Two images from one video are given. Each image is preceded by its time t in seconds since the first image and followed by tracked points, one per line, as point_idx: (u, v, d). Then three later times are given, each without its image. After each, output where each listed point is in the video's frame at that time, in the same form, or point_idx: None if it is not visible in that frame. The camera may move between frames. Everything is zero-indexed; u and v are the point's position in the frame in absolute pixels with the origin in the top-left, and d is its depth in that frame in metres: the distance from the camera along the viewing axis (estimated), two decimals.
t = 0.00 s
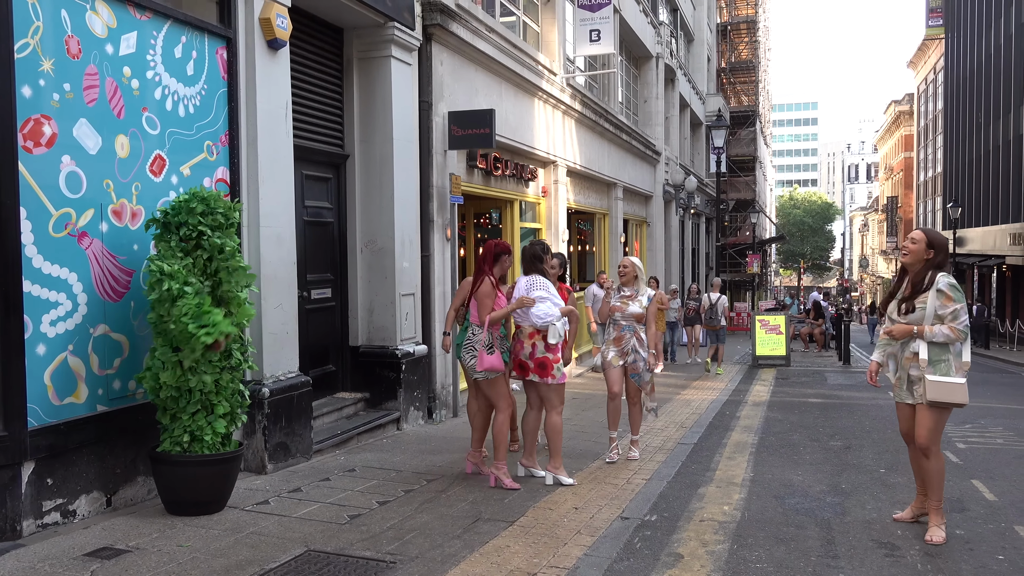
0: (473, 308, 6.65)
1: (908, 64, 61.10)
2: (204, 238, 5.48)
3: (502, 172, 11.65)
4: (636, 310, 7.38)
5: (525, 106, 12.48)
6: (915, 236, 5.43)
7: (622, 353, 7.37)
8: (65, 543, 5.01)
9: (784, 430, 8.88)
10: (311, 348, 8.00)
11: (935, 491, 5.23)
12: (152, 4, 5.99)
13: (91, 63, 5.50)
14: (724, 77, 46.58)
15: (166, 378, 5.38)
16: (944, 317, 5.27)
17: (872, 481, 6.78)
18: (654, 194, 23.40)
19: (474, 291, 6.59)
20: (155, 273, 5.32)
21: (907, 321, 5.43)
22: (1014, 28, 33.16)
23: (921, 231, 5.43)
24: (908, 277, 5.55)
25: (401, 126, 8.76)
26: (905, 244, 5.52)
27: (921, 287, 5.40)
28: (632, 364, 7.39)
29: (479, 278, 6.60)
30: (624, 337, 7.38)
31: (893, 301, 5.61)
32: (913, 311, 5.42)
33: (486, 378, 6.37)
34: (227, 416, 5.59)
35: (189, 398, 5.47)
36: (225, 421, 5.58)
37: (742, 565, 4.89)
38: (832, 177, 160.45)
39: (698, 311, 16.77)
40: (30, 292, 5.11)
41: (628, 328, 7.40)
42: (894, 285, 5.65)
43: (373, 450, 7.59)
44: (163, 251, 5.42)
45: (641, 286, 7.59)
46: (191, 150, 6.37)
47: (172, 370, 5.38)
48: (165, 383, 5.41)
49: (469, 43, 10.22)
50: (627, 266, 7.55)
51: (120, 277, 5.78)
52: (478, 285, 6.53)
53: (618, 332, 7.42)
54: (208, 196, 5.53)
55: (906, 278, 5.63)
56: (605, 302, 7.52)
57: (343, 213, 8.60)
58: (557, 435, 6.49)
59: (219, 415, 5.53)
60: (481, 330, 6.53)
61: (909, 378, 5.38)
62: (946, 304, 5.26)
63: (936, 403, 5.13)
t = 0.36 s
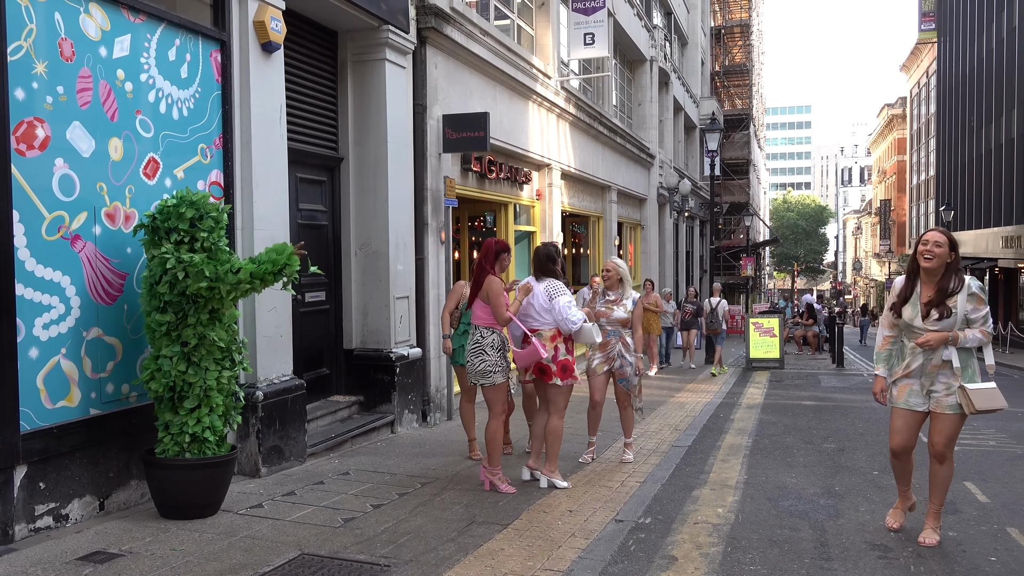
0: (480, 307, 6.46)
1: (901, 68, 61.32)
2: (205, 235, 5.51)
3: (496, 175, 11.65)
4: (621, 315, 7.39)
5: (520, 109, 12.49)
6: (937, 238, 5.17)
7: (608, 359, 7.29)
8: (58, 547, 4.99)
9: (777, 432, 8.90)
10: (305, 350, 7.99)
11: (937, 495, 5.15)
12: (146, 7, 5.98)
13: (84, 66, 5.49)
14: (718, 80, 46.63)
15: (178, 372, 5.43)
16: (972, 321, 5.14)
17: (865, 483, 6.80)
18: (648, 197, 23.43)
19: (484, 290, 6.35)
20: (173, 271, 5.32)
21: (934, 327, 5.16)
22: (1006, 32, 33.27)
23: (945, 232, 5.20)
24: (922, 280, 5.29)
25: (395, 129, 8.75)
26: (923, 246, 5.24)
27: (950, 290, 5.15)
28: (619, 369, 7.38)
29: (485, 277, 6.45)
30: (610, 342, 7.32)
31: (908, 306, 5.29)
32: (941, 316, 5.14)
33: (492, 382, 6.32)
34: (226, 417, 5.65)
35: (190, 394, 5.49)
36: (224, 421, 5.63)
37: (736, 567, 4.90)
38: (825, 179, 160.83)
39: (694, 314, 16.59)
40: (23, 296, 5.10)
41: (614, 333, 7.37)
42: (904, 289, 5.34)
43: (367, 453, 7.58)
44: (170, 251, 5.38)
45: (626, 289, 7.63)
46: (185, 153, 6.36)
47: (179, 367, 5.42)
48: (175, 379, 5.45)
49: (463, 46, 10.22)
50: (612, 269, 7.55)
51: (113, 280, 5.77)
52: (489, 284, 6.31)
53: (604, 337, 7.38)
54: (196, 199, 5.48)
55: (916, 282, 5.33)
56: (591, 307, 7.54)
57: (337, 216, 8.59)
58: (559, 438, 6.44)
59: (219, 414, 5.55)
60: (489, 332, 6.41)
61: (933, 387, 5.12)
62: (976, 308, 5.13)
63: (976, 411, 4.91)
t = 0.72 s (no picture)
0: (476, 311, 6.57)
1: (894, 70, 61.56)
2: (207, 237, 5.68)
3: (490, 177, 11.65)
4: (593, 318, 7.58)
5: (514, 111, 12.49)
6: (957, 242, 4.81)
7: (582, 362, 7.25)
8: (50, 551, 4.97)
9: (771, 434, 8.92)
10: (299, 352, 7.97)
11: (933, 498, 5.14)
12: (139, 9, 5.97)
13: (77, 68, 5.48)
14: (712, 83, 46.69)
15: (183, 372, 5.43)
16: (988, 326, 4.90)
17: (858, 485, 6.82)
18: (642, 199, 23.46)
19: (478, 292, 6.46)
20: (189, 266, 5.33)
21: (959, 337, 4.83)
22: (999, 35, 33.42)
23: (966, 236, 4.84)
24: (938, 287, 4.91)
25: (390, 132, 8.75)
26: (941, 250, 4.86)
27: (972, 297, 4.83)
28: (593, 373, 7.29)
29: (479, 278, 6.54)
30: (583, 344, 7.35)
31: (928, 314, 4.88)
32: (965, 325, 4.81)
33: (488, 384, 6.33)
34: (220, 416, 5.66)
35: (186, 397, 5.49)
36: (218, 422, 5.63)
37: (730, 569, 4.91)
38: (819, 181, 161.19)
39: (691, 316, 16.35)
40: (15, 299, 5.10)
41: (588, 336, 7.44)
42: (920, 295, 4.93)
43: (361, 456, 7.57)
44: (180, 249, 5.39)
45: (601, 292, 7.69)
46: (178, 155, 6.35)
47: (183, 366, 5.41)
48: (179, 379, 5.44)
49: (457, 48, 10.22)
50: (585, 271, 7.66)
51: (107, 283, 5.76)
52: (483, 286, 6.41)
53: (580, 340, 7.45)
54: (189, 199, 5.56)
55: (931, 287, 4.93)
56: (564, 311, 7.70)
57: (332, 218, 8.59)
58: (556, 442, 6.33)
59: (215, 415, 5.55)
60: (489, 334, 6.47)
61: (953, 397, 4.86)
62: (994, 313, 4.88)
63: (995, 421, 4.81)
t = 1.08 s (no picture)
0: (478, 311, 6.58)
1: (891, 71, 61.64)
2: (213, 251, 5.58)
3: (488, 178, 11.66)
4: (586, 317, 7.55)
5: (511, 112, 12.49)
6: (981, 240, 4.52)
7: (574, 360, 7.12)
8: (47, 552, 4.97)
9: (768, 434, 8.93)
10: (296, 353, 7.97)
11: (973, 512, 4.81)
12: (136, 9, 5.97)
13: (74, 69, 5.48)
14: (709, 84, 46.76)
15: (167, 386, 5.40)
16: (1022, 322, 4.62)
17: (855, 485, 6.83)
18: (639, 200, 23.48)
19: (483, 292, 6.45)
20: (165, 282, 5.28)
21: (997, 339, 4.55)
22: (995, 37, 33.53)
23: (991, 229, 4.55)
24: (967, 288, 4.61)
25: (387, 133, 8.75)
26: (965, 251, 4.57)
27: (1005, 296, 4.54)
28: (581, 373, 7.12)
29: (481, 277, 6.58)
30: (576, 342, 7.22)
31: (962, 318, 4.56)
32: (1001, 327, 4.53)
33: (492, 384, 6.37)
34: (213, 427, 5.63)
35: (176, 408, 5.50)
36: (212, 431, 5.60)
37: (726, 569, 4.92)
38: (817, 182, 161.36)
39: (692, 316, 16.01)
40: (12, 299, 5.11)
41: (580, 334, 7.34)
42: (950, 299, 4.59)
43: (358, 456, 7.56)
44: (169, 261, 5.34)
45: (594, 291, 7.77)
46: (175, 155, 6.34)
47: (164, 379, 5.39)
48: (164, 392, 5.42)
49: (455, 49, 10.23)
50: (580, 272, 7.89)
51: (104, 283, 5.76)
52: (487, 284, 6.41)
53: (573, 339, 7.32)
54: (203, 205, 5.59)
55: (960, 288, 4.61)
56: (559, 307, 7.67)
57: (329, 219, 8.59)
58: (570, 440, 6.54)
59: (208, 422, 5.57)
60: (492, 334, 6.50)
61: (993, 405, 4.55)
62: None
63: None
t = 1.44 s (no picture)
0: (484, 313, 6.55)
1: (896, 72, 61.46)
2: (201, 252, 5.50)
3: (492, 178, 11.65)
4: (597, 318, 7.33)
5: (516, 113, 12.50)
6: None
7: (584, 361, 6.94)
8: (53, 551, 5.00)
9: (773, 436, 8.92)
10: (301, 354, 7.99)
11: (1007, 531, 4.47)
12: (142, 10, 5.99)
13: (81, 70, 5.51)
14: (714, 85, 46.68)
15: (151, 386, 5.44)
16: None
17: (861, 487, 6.81)
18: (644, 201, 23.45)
19: (489, 293, 6.48)
20: (140, 282, 5.35)
21: None
22: (1000, 37, 33.42)
23: None
24: (1013, 285, 4.39)
25: (392, 133, 8.75)
26: (1010, 247, 4.37)
27: None
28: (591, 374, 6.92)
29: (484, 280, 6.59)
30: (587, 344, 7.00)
31: (1009, 317, 4.33)
32: None
33: (505, 385, 6.36)
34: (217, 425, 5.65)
35: (171, 411, 5.50)
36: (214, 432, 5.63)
37: (730, 570, 4.91)
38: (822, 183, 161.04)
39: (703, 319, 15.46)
40: (18, 299, 5.15)
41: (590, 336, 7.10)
42: (993, 297, 4.39)
43: (363, 457, 7.57)
44: (152, 262, 5.40)
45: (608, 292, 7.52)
46: (181, 156, 6.35)
47: (147, 379, 5.44)
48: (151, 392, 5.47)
49: (460, 50, 10.24)
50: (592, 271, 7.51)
51: (109, 284, 5.81)
52: (493, 286, 6.47)
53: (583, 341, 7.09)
54: (202, 208, 5.56)
55: (1006, 285, 4.40)
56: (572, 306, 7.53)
57: (335, 219, 8.59)
58: (576, 442, 6.50)
59: (208, 423, 5.57)
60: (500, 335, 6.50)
61: None
62: None
63: None
